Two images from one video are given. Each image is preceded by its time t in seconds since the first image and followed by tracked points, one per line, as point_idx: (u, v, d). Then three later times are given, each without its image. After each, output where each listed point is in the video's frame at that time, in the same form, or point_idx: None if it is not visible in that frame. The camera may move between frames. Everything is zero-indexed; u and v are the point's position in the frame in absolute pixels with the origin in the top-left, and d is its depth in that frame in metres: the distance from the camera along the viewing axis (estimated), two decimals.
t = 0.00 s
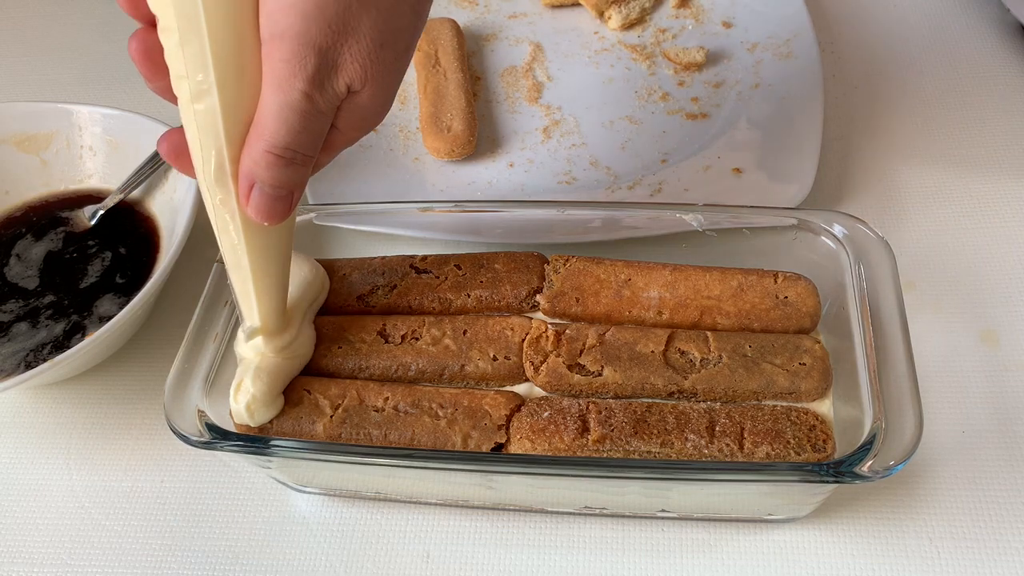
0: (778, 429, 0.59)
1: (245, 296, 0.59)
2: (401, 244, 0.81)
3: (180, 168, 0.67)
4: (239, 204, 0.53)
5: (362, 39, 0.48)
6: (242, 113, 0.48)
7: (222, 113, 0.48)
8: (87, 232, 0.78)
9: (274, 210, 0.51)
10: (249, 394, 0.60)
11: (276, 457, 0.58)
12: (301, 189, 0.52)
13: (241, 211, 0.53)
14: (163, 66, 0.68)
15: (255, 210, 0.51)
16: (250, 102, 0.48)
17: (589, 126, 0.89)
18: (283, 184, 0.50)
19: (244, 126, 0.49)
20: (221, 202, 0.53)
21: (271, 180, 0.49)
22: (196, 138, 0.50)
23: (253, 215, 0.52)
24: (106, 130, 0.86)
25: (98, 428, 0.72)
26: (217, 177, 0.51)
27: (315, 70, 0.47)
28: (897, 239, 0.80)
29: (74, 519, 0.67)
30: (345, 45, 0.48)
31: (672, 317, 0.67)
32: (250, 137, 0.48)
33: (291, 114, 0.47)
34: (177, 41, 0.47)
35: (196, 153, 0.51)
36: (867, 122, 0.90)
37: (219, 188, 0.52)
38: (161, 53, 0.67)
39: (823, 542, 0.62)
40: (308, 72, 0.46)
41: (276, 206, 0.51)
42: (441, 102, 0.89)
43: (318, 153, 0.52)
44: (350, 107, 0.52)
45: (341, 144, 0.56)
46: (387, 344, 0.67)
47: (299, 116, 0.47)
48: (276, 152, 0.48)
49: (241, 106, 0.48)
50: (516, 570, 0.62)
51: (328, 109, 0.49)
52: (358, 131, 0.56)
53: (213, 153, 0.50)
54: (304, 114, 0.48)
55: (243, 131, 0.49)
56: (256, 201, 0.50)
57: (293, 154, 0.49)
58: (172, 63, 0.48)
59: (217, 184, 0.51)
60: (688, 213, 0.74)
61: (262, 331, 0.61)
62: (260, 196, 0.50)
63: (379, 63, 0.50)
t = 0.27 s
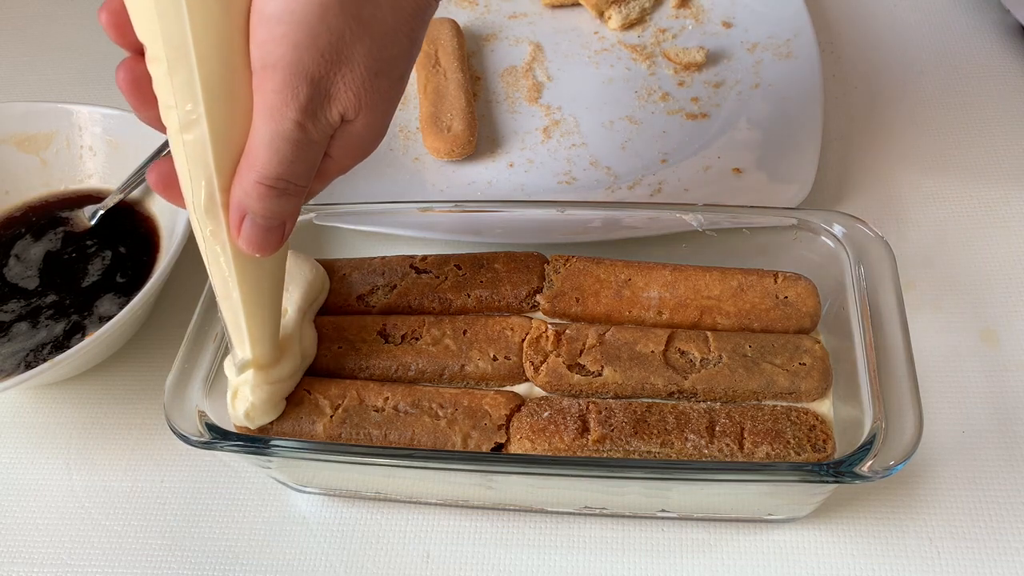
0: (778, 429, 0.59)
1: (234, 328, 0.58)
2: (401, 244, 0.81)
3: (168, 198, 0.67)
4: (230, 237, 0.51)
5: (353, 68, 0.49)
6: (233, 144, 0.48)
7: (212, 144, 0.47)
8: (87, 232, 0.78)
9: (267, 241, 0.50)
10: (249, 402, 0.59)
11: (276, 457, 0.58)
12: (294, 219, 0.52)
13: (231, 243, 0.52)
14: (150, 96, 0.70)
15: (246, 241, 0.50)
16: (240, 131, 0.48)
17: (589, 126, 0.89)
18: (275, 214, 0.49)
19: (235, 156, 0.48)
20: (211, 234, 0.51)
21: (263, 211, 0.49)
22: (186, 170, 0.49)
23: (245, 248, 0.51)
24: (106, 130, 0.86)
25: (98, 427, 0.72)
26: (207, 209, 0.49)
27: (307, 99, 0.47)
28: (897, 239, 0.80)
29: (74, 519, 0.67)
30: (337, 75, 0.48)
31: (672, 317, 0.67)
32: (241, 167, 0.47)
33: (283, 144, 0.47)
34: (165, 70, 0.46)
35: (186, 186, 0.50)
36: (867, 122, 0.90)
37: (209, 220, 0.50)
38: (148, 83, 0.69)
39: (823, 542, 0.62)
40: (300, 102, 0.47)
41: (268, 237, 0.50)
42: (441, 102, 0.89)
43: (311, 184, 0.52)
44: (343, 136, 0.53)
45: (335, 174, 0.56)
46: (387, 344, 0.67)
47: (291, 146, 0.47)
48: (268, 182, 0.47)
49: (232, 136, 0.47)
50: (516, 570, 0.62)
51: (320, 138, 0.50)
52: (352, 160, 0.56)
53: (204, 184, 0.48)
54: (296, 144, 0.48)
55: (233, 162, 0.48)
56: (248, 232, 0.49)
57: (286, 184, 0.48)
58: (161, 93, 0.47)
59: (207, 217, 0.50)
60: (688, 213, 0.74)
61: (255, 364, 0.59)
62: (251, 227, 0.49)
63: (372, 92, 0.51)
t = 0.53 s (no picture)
0: (778, 429, 0.59)
1: (241, 353, 0.57)
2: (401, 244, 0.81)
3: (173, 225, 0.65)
4: (236, 263, 0.52)
5: (362, 91, 0.47)
6: (238, 170, 0.48)
7: (216, 170, 0.48)
8: (87, 232, 0.78)
9: (274, 267, 0.51)
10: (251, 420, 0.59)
11: (276, 457, 0.58)
12: (302, 244, 0.52)
13: (237, 269, 0.53)
14: (153, 121, 0.69)
15: (254, 267, 0.51)
16: (246, 157, 0.48)
17: (589, 126, 0.89)
18: (283, 240, 0.49)
19: (241, 183, 0.49)
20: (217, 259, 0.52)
21: (270, 237, 0.49)
22: (192, 197, 0.50)
23: (253, 273, 0.51)
24: (106, 130, 0.86)
25: (98, 427, 0.72)
26: (213, 235, 0.51)
27: (315, 124, 0.46)
28: (897, 239, 0.80)
29: (74, 519, 0.67)
30: (345, 98, 0.47)
31: (672, 317, 0.67)
32: (249, 193, 0.47)
33: (290, 170, 0.46)
34: (169, 97, 0.47)
35: (192, 213, 0.51)
36: (867, 123, 0.90)
37: (216, 246, 0.51)
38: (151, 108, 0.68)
39: (823, 542, 0.62)
40: (307, 127, 0.46)
41: (276, 263, 0.50)
42: (440, 102, 0.89)
43: (319, 208, 0.51)
44: (353, 159, 0.51)
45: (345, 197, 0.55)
46: (387, 344, 0.67)
47: (298, 171, 0.47)
48: (275, 208, 0.47)
49: (238, 162, 0.48)
50: (516, 570, 0.62)
51: (328, 162, 0.49)
52: (361, 182, 0.54)
53: (210, 211, 0.49)
54: (304, 169, 0.47)
55: (239, 188, 0.49)
56: (255, 258, 0.50)
57: (293, 210, 0.48)
58: (165, 121, 0.48)
59: (213, 243, 0.51)
60: (688, 213, 0.74)
61: (261, 393, 0.58)
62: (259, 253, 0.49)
63: (382, 115, 0.49)
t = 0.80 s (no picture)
0: (778, 429, 0.59)
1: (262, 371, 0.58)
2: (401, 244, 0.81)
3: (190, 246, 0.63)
4: (255, 281, 0.53)
5: (383, 108, 0.47)
6: (257, 189, 0.49)
7: (236, 189, 0.49)
8: (87, 232, 0.78)
9: (294, 286, 0.52)
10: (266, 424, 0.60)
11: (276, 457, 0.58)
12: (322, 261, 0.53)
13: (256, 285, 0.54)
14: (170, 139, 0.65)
15: (275, 286, 0.51)
16: (265, 175, 0.49)
17: (589, 126, 0.89)
18: (304, 258, 0.51)
19: (259, 204, 0.50)
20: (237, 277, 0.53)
21: (290, 256, 0.50)
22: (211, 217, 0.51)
23: (272, 291, 0.53)
24: (106, 130, 0.86)
25: (98, 427, 0.72)
26: (232, 256, 0.52)
27: (335, 141, 0.46)
28: (897, 239, 0.80)
29: (74, 519, 0.67)
30: (366, 116, 0.46)
31: (673, 317, 0.67)
32: (270, 212, 0.48)
33: (311, 187, 0.47)
34: (187, 116, 0.47)
35: (210, 232, 0.52)
36: (867, 123, 0.90)
37: (234, 266, 0.52)
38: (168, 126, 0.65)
39: (823, 542, 0.62)
40: (328, 145, 0.46)
41: (296, 281, 0.52)
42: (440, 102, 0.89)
43: (339, 225, 0.51)
44: (373, 176, 0.51)
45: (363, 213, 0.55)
46: (387, 344, 0.66)
47: (319, 189, 0.47)
48: (297, 227, 0.48)
49: (256, 182, 0.49)
50: (516, 570, 0.62)
51: (349, 179, 0.49)
52: (381, 198, 0.54)
53: (229, 232, 0.51)
54: (324, 187, 0.47)
55: (258, 207, 0.50)
56: (276, 276, 0.51)
57: (314, 229, 0.49)
58: (183, 141, 0.49)
59: (233, 262, 0.52)
60: (688, 213, 0.74)
61: (284, 413, 0.59)
62: (279, 272, 0.51)
63: (402, 131, 0.49)
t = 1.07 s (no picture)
0: (778, 429, 0.59)
1: (274, 359, 0.58)
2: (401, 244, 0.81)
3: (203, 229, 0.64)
4: (267, 266, 0.53)
5: (397, 91, 0.47)
6: (270, 173, 0.49)
7: (249, 172, 0.49)
8: (87, 232, 0.78)
9: (307, 272, 0.51)
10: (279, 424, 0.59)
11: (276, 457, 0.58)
12: (334, 247, 0.52)
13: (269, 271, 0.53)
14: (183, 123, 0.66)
15: (287, 272, 0.50)
16: (278, 160, 0.49)
17: (589, 126, 0.89)
18: (316, 243, 0.50)
19: (271, 187, 0.50)
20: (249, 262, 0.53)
21: (303, 240, 0.49)
22: (223, 201, 0.51)
23: (284, 278, 0.52)
24: (106, 130, 0.86)
25: (98, 427, 0.72)
26: (245, 240, 0.51)
27: (349, 124, 0.46)
28: (897, 239, 0.80)
29: (74, 519, 0.67)
30: (380, 99, 0.47)
31: (673, 317, 0.67)
32: (283, 195, 0.48)
33: (324, 171, 0.46)
34: (201, 99, 0.47)
35: (223, 217, 0.51)
36: (868, 123, 0.90)
37: (247, 251, 0.52)
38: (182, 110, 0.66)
39: (823, 542, 0.62)
40: (342, 127, 0.46)
41: (308, 266, 0.51)
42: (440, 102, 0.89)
43: (352, 210, 0.51)
44: (386, 161, 0.51)
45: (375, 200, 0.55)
46: (387, 344, 0.66)
47: (332, 172, 0.47)
48: (309, 211, 0.47)
49: (269, 165, 0.49)
50: (516, 570, 0.62)
51: (362, 163, 0.49)
52: (392, 185, 0.54)
53: (242, 216, 0.50)
54: (338, 169, 0.47)
55: (270, 191, 0.50)
56: (288, 262, 0.50)
57: (327, 212, 0.48)
58: (195, 124, 0.49)
59: (245, 247, 0.52)
60: (688, 213, 0.74)
61: (295, 398, 0.59)
62: (291, 257, 0.50)
63: (415, 114, 0.49)
